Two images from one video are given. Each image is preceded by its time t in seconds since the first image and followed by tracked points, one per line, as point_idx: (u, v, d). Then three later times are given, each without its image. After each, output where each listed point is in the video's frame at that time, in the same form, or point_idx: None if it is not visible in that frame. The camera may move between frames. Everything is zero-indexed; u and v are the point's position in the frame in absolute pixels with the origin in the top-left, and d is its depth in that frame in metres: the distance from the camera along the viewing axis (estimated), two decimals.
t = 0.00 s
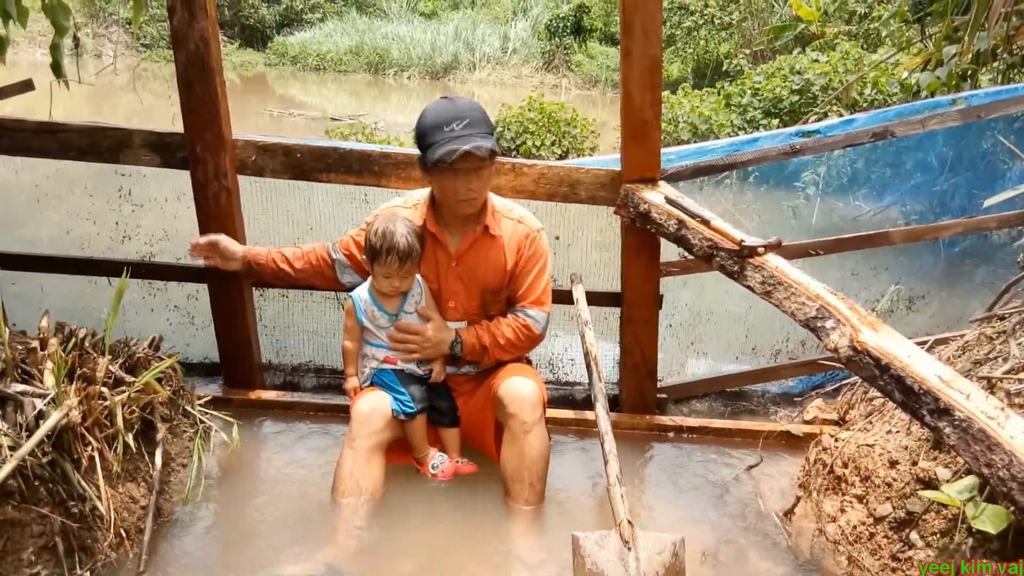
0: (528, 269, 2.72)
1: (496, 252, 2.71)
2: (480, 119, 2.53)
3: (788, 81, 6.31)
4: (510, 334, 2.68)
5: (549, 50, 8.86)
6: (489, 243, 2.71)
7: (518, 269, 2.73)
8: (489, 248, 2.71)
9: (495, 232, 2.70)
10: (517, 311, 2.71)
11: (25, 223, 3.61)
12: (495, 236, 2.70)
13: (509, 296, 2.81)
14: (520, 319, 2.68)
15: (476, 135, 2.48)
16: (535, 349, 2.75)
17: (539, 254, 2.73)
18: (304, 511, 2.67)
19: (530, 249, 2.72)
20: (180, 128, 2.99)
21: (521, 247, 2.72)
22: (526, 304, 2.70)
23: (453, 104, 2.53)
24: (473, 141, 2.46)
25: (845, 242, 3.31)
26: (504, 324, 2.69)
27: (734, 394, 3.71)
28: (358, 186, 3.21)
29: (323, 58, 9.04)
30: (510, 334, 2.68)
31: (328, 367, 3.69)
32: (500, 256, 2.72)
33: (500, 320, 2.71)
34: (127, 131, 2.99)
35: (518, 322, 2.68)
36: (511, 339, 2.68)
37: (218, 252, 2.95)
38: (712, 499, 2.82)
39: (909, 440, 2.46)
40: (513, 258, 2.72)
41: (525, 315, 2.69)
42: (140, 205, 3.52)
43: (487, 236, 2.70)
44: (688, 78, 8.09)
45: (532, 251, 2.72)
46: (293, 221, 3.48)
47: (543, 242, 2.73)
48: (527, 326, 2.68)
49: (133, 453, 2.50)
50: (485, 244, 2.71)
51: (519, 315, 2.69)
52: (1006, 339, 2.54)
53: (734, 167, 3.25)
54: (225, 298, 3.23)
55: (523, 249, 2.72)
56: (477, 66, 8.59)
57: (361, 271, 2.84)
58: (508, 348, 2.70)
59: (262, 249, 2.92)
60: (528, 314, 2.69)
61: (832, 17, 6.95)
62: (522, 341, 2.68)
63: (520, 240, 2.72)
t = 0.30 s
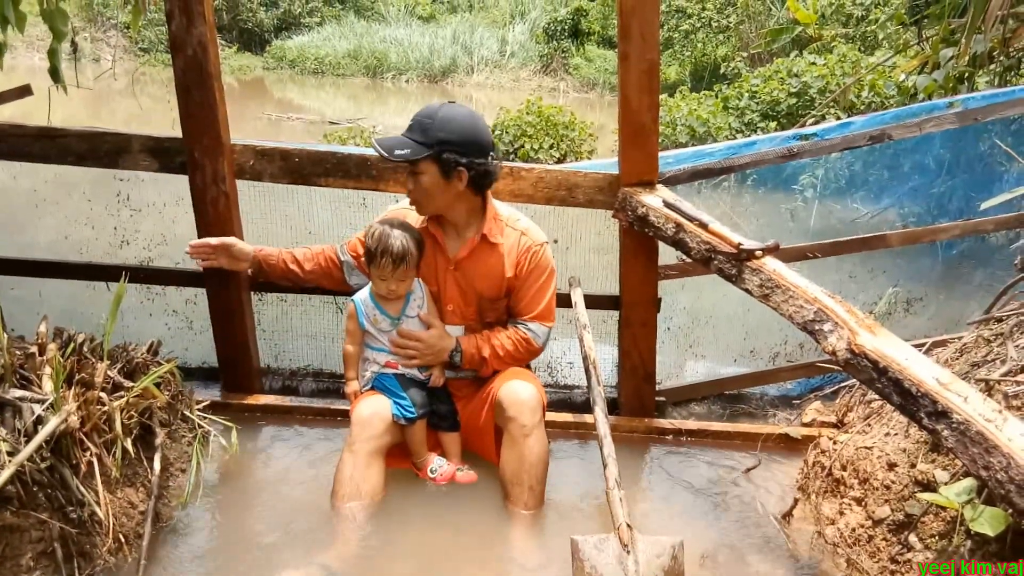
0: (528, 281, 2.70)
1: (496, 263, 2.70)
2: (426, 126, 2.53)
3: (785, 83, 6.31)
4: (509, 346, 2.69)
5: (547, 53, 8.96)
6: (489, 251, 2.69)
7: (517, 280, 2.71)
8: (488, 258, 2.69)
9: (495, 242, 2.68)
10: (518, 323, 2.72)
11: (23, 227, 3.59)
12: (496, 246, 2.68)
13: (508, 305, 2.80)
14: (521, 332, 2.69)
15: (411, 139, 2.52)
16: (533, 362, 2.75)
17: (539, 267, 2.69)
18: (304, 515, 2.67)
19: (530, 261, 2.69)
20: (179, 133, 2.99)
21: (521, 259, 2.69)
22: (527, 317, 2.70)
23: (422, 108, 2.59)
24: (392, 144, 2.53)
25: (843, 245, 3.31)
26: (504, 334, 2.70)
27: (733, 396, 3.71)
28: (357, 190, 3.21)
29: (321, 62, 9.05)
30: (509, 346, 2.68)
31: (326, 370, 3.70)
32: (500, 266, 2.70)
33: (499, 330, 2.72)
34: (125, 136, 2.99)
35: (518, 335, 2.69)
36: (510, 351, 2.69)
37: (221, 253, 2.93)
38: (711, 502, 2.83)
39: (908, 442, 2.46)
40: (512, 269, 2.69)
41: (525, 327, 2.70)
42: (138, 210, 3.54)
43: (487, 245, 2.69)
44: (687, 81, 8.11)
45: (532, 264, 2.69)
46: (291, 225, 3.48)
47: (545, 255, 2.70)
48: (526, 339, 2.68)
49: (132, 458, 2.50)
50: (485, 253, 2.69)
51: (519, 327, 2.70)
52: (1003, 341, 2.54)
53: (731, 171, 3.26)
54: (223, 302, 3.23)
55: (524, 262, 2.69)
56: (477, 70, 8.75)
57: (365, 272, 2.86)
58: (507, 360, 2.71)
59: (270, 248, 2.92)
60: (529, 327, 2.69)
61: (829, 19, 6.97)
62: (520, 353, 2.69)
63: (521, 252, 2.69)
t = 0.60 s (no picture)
0: (530, 283, 2.69)
1: (496, 264, 2.68)
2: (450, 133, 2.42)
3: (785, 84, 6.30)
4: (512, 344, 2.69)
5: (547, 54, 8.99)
6: (490, 253, 2.67)
7: (518, 280, 2.70)
8: (489, 259, 2.67)
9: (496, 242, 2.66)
10: (520, 324, 2.72)
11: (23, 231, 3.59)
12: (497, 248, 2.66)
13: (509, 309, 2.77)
14: (524, 333, 2.69)
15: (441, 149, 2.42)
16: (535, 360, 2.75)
17: (539, 267, 2.67)
18: (305, 518, 2.68)
19: (532, 261, 2.67)
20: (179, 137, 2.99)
21: (523, 259, 2.67)
22: (530, 319, 2.70)
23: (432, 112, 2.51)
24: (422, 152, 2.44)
25: (842, 246, 3.32)
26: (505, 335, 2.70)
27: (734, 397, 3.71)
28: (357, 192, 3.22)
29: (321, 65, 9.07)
30: (511, 346, 2.68)
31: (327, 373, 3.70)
32: (500, 268, 2.68)
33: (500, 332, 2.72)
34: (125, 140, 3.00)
35: (519, 335, 2.69)
36: (511, 351, 2.69)
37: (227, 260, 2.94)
38: (712, 503, 2.83)
39: (909, 442, 2.46)
40: (512, 270, 2.68)
41: (528, 329, 2.70)
42: (139, 214, 3.52)
43: (487, 246, 2.66)
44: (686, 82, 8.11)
45: (533, 264, 2.67)
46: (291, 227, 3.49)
47: (546, 257, 2.68)
48: (529, 340, 2.68)
49: (133, 461, 2.50)
50: (485, 255, 2.67)
51: (521, 328, 2.70)
52: (1004, 341, 2.54)
53: (732, 171, 3.27)
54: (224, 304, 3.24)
55: (525, 263, 2.67)
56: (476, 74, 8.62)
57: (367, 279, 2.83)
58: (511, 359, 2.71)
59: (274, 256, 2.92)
60: (531, 328, 2.70)
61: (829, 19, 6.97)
62: (522, 354, 2.69)
63: (522, 254, 2.67)
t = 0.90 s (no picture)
0: (531, 266, 2.77)
1: (495, 256, 2.73)
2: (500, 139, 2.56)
3: (783, 83, 6.31)
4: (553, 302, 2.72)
5: (546, 53, 9.03)
6: (487, 245, 2.72)
7: (517, 267, 2.77)
8: (486, 252, 2.72)
9: (491, 234, 2.72)
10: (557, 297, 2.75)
11: (27, 233, 3.66)
12: (493, 239, 2.72)
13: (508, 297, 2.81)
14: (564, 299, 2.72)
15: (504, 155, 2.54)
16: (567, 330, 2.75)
17: (538, 252, 2.78)
18: (304, 520, 2.67)
19: (529, 247, 2.76)
20: (177, 137, 2.99)
21: (520, 247, 2.75)
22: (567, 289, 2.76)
23: (480, 126, 2.47)
24: (508, 168, 2.48)
25: (840, 245, 3.29)
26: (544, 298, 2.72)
27: (733, 397, 3.70)
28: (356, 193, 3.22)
29: (320, 65, 9.10)
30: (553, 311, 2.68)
31: (326, 373, 3.68)
32: (499, 259, 2.73)
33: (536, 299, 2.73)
34: (123, 141, 2.99)
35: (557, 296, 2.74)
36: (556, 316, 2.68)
37: (230, 251, 2.89)
38: (711, 502, 2.83)
39: (907, 441, 2.46)
40: (511, 259, 2.75)
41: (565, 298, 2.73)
42: (137, 215, 3.51)
43: (483, 240, 2.72)
44: (685, 81, 8.14)
45: (530, 249, 2.76)
46: (290, 228, 3.48)
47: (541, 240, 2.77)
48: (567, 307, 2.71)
49: (132, 462, 2.49)
50: (482, 247, 2.72)
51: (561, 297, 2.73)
52: (1002, 339, 2.54)
53: (731, 171, 3.26)
54: (223, 305, 3.23)
55: (523, 249, 2.75)
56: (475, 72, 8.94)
57: (363, 283, 2.81)
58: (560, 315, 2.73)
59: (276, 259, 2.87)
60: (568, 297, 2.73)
61: (827, 19, 6.99)
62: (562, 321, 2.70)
63: (519, 241, 2.75)
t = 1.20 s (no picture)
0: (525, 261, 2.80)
1: (488, 255, 2.74)
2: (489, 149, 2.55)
3: (779, 88, 6.33)
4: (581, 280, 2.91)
5: (542, 58, 9.05)
6: (480, 245, 2.73)
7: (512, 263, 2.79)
8: (480, 251, 2.73)
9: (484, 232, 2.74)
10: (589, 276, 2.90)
11: (20, 235, 3.62)
12: (486, 239, 2.73)
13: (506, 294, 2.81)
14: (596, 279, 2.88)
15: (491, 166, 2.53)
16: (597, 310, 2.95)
17: (531, 246, 2.84)
18: (298, 523, 2.67)
19: (521, 243, 2.81)
20: (173, 141, 2.99)
21: (514, 243, 2.79)
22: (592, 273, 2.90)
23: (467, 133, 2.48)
24: (490, 179, 2.47)
25: (834, 250, 3.32)
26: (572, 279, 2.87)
27: (728, 401, 3.71)
28: (352, 196, 3.21)
29: (317, 68, 9.11)
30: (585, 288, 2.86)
31: (321, 377, 3.69)
32: (493, 258, 2.74)
33: (565, 279, 2.87)
34: (119, 144, 2.99)
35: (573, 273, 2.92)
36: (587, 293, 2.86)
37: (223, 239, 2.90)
38: (705, 507, 2.83)
39: (901, 446, 2.45)
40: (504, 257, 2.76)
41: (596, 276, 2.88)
42: (133, 218, 3.52)
43: (477, 239, 2.73)
44: (681, 86, 8.17)
45: (523, 245, 2.81)
46: (285, 232, 3.48)
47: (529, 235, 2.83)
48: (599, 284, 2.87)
49: (125, 465, 2.48)
50: (476, 247, 2.73)
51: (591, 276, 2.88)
52: (996, 345, 2.55)
53: (726, 176, 3.27)
54: (216, 308, 3.22)
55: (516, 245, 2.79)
56: (471, 76, 8.86)
57: (355, 283, 2.83)
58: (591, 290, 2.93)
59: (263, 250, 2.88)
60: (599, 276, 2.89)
61: (823, 25, 7.03)
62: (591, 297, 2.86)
63: (511, 238, 2.78)
